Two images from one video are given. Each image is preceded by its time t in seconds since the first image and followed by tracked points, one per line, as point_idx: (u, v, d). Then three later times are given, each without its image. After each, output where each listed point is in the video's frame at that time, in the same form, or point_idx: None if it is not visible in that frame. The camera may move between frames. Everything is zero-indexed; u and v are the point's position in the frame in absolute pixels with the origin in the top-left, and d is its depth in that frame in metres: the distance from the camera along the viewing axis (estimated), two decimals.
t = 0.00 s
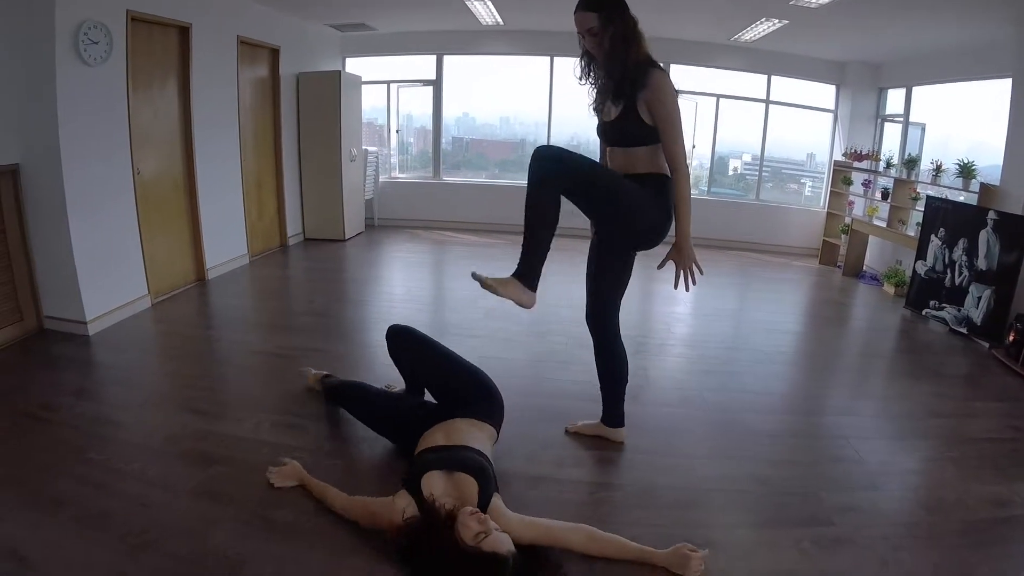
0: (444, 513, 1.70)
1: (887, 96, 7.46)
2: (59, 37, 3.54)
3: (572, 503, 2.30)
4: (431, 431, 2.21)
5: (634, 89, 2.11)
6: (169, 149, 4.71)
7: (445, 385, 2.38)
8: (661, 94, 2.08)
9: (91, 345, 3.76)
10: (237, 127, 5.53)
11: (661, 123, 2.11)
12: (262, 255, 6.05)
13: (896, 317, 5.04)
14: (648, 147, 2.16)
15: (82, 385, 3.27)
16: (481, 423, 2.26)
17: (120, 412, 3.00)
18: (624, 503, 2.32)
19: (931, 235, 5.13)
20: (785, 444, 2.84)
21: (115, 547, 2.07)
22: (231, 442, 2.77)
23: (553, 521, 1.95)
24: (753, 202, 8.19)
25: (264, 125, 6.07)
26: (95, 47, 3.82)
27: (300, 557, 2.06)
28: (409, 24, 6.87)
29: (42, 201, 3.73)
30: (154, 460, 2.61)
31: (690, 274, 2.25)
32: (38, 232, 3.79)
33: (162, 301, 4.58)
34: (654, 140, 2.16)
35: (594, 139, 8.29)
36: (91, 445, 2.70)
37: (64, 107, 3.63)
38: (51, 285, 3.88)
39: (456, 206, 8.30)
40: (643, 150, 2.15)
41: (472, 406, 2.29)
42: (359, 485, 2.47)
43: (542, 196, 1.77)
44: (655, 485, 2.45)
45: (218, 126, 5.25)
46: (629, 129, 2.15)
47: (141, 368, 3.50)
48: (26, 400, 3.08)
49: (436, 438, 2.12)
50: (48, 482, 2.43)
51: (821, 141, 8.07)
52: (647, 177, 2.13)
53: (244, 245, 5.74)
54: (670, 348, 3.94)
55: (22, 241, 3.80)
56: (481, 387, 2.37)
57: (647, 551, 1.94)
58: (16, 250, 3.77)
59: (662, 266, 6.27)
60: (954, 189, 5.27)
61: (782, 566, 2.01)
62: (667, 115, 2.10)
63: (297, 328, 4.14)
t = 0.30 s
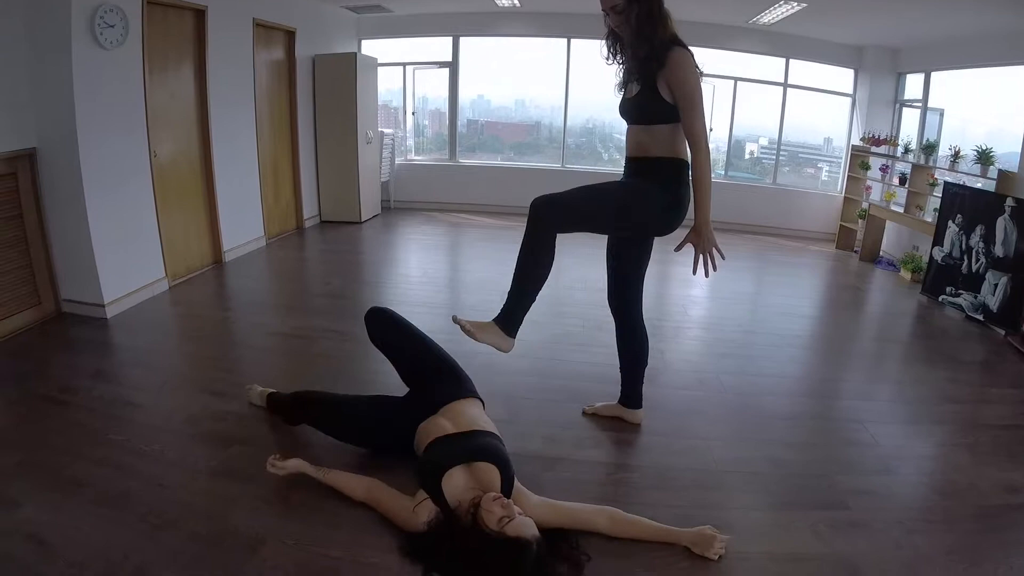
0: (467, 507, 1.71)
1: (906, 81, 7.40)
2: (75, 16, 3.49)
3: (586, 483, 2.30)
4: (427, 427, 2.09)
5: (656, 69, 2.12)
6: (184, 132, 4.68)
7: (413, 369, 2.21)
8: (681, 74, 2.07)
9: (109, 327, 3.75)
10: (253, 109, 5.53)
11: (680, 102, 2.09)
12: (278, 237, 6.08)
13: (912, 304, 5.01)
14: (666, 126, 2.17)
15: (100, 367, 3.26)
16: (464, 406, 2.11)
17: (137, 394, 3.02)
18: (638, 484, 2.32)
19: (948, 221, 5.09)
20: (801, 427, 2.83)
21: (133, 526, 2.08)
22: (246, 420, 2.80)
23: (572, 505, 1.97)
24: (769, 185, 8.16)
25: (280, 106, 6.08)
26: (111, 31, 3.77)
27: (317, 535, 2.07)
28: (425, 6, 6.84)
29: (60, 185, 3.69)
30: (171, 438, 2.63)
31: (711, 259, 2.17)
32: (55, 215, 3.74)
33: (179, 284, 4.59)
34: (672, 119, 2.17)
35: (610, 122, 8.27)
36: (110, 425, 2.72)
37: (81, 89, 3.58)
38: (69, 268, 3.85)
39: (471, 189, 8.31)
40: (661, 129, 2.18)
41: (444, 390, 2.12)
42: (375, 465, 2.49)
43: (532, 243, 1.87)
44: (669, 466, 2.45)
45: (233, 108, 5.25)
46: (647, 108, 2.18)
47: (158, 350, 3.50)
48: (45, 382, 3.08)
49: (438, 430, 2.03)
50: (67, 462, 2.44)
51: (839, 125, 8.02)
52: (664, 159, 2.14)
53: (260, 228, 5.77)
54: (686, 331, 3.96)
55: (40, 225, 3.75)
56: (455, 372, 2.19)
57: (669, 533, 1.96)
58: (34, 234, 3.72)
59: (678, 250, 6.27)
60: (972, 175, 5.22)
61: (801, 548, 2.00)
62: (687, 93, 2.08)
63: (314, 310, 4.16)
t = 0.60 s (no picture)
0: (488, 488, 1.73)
1: (918, 69, 7.38)
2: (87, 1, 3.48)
3: (597, 464, 2.31)
4: (411, 418, 2.05)
5: (670, 55, 2.14)
6: (194, 118, 4.67)
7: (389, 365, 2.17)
8: (696, 62, 2.08)
9: (120, 313, 3.72)
10: (263, 95, 5.54)
11: (695, 91, 2.12)
12: (288, 224, 6.10)
13: (921, 292, 5.00)
14: (679, 114, 2.20)
15: (110, 351, 3.22)
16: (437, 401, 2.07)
17: (147, 376, 2.93)
18: (651, 466, 2.32)
19: (959, 209, 5.07)
20: (813, 413, 2.82)
21: (147, 516, 1.94)
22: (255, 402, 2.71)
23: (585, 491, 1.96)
24: (779, 172, 8.16)
25: (291, 92, 6.09)
26: (120, 15, 3.75)
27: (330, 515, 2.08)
28: None
29: (69, 171, 3.68)
30: (182, 419, 2.54)
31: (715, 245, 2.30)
32: (65, 200, 3.73)
33: (190, 270, 4.60)
34: (685, 106, 2.19)
35: (620, 108, 8.27)
36: (117, 407, 2.63)
37: (90, 74, 3.56)
38: (79, 256, 3.84)
39: (481, 174, 8.33)
40: (674, 116, 2.21)
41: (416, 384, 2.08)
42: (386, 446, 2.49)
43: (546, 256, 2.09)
44: (681, 449, 2.45)
45: (244, 93, 5.25)
46: (661, 94, 2.19)
47: (168, 333, 3.46)
48: (54, 367, 3.03)
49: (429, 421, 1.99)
50: (74, 448, 2.31)
51: (850, 112, 8.00)
52: (676, 148, 2.21)
53: (270, 214, 5.78)
54: (698, 317, 3.96)
55: (49, 213, 3.74)
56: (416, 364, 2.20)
57: (681, 519, 1.94)
58: (44, 222, 3.71)
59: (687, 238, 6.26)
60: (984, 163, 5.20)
61: (814, 532, 2.00)
62: (701, 82, 2.10)
63: (324, 294, 4.17)
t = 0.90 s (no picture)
0: (504, 473, 1.77)
1: (916, 55, 7.37)
2: None
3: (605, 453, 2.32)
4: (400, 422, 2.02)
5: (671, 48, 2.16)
6: (194, 113, 4.65)
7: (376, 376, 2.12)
8: (694, 56, 2.11)
9: (122, 311, 3.71)
10: (262, 89, 5.52)
11: (691, 85, 2.14)
12: (289, 218, 6.09)
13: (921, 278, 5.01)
14: (675, 107, 2.22)
15: (113, 349, 3.20)
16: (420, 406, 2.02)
17: (151, 374, 2.92)
18: (658, 454, 2.33)
19: (959, 195, 5.07)
20: (816, 400, 2.84)
21: (159, 515, 1.94)
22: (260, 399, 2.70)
23: (574, 440, 2.03)
24: (778, 160, 8.15)
25: (289, 85, 6.07)
26: (118, 11, 3.73)
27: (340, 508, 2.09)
28: None
29: (70, 169, 3.67)
30: (189, 417, 2.54)
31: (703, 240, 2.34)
32: (65, 197, 3.72)
33: (192, 266, 4.59)
34: (681, 99, 2.21)
35: (618, 98, 8.25)
36: (123, 406, 2.62)
37: (89, 71, 3.56)
38: (80, 253, 3.84)
39: (480, 166, 8.32)
40: (669, 109, 2.23)
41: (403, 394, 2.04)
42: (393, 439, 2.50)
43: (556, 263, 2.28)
44: (687, 437, 2.46)
45: (242, 89, 5.23)
46: (658, 85, 2.21)
47: (171, 330, 3.45)
48: (58, 366, 3.01)
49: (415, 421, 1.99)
50: (81, 449, 2.31)
51: (848, 99, 8.00)
52: (670, 142, 2.26)
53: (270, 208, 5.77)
54: (700, 306, 3.98)
55: (50, 212, 3.74)
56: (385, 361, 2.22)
57: (665, 500, 1.96)
58: (45, 220, 3.71)
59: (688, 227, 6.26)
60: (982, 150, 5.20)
61: (821, 519, 2.02)
62: (698, 76, 2.11)
63: (327, 288, 4.18)
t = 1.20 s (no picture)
0: (503, 464, 1.84)
1: (921, 52, 7.37)
2: None
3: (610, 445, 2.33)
4: (393, 417, 2.00)
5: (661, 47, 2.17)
6: (201, 101, 4.65)
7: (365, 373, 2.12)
8: (683, 56, 2.12)
9: (127, 300, 3.71)
10: (268, 79, 5.51)
11: (679, 85, 2.16)
12: (293, 208, 6.09)
13: (924, 276, 5.02)
14: (663, 107, 2.24)
15: (118, 338, 3.21)
16: (414, 398, 2.01)
17: (157, 364, 2.93)
18: (662, 448, 2.35)
19: (962, 194, 5.08)
20: (819, 396, 2.85)
21: (168, 504, 1.96)
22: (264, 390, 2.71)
23: (563, 427, 2.07)
24: (782, 156, 8.15)
25: (295, 76, 6.06)
26: None
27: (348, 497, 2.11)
28: None
29: (76, 157, 3.67)
30: (194, 407, 2.54)
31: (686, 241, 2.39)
32: (73, 185, 3.73)
33: (197, 255, 4.60)
34: (668, 98, 2.23)
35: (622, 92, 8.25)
36: (129, 396, 2.63)
37: (97, 59, 3.55)
38: (86, 242, 3.85)
39: (483, 158, 8.31)
40: (658, 107, 2.25)
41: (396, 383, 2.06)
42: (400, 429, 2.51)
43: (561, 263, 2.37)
44: (690, 430, 2.49)
45: (249, 79, 5.22)
46: (648, 83, 2.23)
47: (176, 320, 3.45)
48: (64, 355, 3.02)
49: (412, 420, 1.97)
50: (88, 438, 2.33)
51: (852, 96, 8.00)
52: (656, 142, 2.28)
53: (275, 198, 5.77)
54: (703, 302, 3.99)
55: (56, 200, 3.74)
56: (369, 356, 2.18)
57: (652, 485, 2.00)
58: (51, 207, 3.72)
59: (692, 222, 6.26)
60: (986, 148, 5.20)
61: (824, 515, 2.04)
62: (687, 76, 2.13)
63: (331, 279, 4.19)
